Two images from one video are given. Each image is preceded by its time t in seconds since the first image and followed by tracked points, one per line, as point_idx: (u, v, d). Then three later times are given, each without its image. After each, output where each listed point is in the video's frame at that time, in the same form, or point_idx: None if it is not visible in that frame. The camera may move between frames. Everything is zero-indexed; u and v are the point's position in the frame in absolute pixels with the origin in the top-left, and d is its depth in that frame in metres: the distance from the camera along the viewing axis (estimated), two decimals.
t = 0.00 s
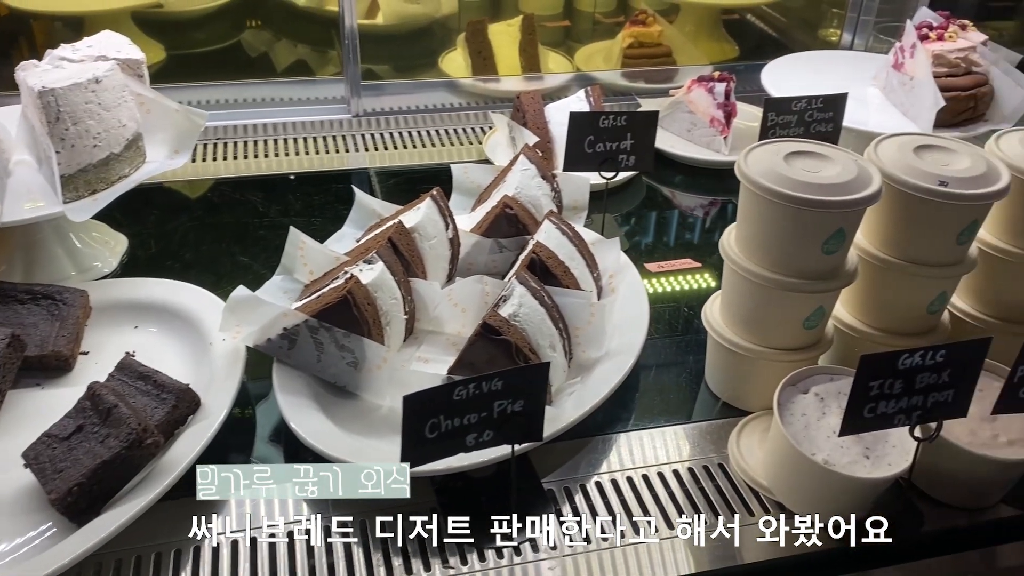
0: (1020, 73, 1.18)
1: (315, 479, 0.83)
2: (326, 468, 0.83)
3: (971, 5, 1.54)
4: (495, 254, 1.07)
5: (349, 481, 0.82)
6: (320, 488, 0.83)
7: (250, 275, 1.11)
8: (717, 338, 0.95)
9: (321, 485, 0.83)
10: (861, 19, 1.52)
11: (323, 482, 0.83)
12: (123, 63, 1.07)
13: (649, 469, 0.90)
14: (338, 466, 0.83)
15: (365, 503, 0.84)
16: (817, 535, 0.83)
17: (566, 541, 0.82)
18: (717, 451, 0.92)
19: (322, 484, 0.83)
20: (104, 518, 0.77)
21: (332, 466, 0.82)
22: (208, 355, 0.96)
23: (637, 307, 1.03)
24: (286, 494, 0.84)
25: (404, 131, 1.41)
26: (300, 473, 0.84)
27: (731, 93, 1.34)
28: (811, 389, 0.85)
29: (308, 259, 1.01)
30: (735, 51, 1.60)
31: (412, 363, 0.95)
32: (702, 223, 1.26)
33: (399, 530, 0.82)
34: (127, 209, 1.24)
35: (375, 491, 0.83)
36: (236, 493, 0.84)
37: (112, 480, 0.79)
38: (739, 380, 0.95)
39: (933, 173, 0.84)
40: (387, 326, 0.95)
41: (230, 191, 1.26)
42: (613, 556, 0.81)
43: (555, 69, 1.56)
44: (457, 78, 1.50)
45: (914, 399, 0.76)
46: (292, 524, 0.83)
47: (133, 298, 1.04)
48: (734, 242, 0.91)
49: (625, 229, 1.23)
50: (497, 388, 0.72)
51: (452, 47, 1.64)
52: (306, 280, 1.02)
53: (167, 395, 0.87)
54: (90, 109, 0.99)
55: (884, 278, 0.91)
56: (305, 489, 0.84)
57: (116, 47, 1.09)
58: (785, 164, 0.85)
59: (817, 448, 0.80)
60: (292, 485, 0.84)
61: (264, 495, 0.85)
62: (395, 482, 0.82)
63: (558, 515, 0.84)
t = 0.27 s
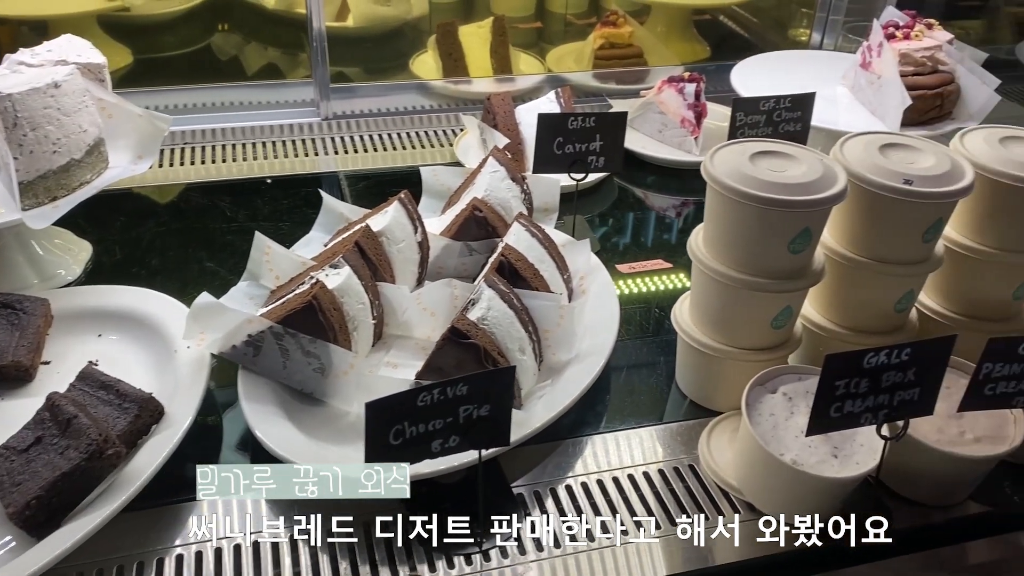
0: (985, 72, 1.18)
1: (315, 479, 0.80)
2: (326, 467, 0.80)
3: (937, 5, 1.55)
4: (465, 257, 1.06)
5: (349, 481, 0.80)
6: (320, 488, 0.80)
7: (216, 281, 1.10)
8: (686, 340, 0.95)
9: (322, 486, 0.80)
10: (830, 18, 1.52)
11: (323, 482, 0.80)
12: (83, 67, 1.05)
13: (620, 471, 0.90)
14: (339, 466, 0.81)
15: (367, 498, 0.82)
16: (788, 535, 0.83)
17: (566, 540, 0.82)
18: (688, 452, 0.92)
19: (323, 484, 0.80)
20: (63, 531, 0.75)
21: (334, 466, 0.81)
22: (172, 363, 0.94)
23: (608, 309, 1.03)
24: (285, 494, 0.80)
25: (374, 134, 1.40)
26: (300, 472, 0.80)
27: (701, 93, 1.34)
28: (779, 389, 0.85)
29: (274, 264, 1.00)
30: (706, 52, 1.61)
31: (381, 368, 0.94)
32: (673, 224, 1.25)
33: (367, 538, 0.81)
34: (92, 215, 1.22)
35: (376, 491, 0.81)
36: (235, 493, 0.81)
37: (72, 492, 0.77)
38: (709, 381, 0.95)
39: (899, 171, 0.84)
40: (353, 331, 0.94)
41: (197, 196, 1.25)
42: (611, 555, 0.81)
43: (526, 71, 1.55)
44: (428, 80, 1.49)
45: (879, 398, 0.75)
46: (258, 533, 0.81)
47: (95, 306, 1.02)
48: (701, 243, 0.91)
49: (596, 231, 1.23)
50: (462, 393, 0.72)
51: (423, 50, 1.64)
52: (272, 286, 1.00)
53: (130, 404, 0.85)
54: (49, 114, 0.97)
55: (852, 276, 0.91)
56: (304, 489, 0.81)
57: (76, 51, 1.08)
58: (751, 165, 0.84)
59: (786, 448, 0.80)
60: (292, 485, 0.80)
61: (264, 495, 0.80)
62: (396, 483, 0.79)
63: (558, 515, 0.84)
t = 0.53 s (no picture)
0: (949, 71, 1.20)
1: (315, 479, 0.80)
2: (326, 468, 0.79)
3: (904, 5, 1.56)
4: (434, 261, 1.05)
5: (348, 482, 0.78)
6: (320, 489, 0.80)
7: (181, 288, 1.08)
8: (654, 341, 0.95)
9: (321, 485, 0.79)
10: (798, 18, 1.53)
11: (323, 482, 0.79)
12: (41, 71, 1.04)
13: (588, 474, 0.89)
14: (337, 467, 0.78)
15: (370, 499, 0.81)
16: (755, 536, 0.83)
17: (562, 540, 0.82)
18: (656, 454, 0.92)
19: (322, 484, 0.79)
20: (18, 546, 0.73)
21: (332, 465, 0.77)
22: (134, 371, 0.93)
23: (577, 311, 1.02)
24: (285, 495, 0.79)
25: (343, 137, 1.38)
26: (300, 472, 0.80)
27: (670, 94, 1.35)
28: (745, 390, 0.85)
29: (238, 270, 0.99)
30: (677, 53, 1.61)
31: (347, 374, 0.94)
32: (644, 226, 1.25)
33: (332, 546, 0.80)
34: (55, 222, 1.20)
35: (375, 491, 0.78)
36: (236, 494, 0.80)
37: (29, 505, 0.75)
38: (677, 382, 0.95)
39: (862, 171, 0.84)
40: (318, 337, 0.93)
41: (163, 202, 1.23)
42: (608, 554, 0.81)
43: (497, 73, 1.54)
44: (398, 83, 1.48)
45: (843, 397, 0.75)
46: (222, 544, 0.80)
47: (56, 315, 1.00)
48: (667, 244, 0.91)
49: (566, 233, 1.22)
50: (425, 399, 0.71)
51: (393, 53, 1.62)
52: (237, 292, 0.99)
53: (89, 415, 0.84)
54: (5, 120, 0.96)
55: (817, 276, 0.91)
56: (305, 489, 0.80)
57: (35, 56, 1.07)
58: (714, 166, 0.84)
59: (752, 448, 0.80)
60: (291, 486, 0.80)
61: (264, 495, 0.79)
62: (395, 483, 0.77)
63: (559, 515, 0.85)
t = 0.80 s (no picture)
0: (914, 71, 1.20)
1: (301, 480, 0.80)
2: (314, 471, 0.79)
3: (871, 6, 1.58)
4: (401, 266, 1.04)
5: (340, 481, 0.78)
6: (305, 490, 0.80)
7: (144, 297, 1.07)
8: (621, 345, 0.94)
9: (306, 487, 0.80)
10: (766, 20, 1.54)
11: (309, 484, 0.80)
12: None
13: (555, 480, 0.89)
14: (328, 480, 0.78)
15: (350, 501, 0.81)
16: (721, 539, 0.83)
17: (531, 546, 0.81)
18: (623, 458, 0.92)
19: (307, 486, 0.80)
20: None
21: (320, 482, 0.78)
22: (94, 382, 0.91)
23: (545, 315, 1.01)
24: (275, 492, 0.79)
25: (312, 141, 1.37)
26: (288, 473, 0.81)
27: (639, 97, 1.35)
28: (710, 392, 0.85)
29: (201, 278, 0.98)
30: (646, 55, 1.62)
31: (311, 383, 0.93)
32: (614, 228, 1.25)
33: (295, 557, 0.79)
34: (17, 230, 1.18)
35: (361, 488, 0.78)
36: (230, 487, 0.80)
37: None
38: (645, 386, 0.94)
39: (823, 172, 0.84)
40: (281, 345, 0.92)
41: (128, 209, 1.22)
42: (580, 558, 0.81)
43: (467, 76, 1.54)
44: (367, 86, 1.47)
45: (805, 399, 0.75)
46: (184, 556, 0.79)
47: (15, 325, 0.98)
48: (632, 248, 0.91)
49: (535, 237, 1.22)
50: (384, 408, 0.70)
51: (361, 58, 1.60)
52: (200, 300, 0.98)
53: (47, 428, 0.82)
54: None
55: (782, 278, 0.91)
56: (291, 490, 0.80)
57: None
58: (678, 169, 0.84)
59: (716, 451, 0.80)
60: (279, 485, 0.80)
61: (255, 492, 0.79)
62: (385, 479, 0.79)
63: (525, 522, 0.84)
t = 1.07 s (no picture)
0: (879, 72, 1.20)
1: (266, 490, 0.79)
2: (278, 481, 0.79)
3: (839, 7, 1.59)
4: (368, 271, 1.02)
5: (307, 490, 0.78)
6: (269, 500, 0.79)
7: (108, 305, 1.05)
8: (589, 349, 0.94)
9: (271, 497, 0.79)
10: (735, 22, 1.56)
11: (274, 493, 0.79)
12: None
13: (522, 485, 0.88)
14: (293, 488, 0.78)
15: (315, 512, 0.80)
16: (689, 542, 0.83)
17: (499, 553, 0.81)
18: (592, 462, 0.91)
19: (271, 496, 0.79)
20: None
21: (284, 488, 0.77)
22: (55, 394, 0.89)
23: (514, 319, 1.00)
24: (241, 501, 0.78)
25: (280, 147, 1.36)
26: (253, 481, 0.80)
27: (608, 100, 1.36)
28: (676, 395, 0.85)
29: (164, 287, 0.96)
30: (618, 57, 1.62)
31: (276, 392, 0.92)
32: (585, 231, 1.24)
33: (259, 568, 0.78)
34: None
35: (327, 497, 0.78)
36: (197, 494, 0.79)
37: None
38: (613, 389, 0.94)
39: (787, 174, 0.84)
40: (245, 354, 0.91)
41: (93, 216, 1.20)
42: (549, 563, 0.80)
43: (437, 79, 1.53)
44: (337, 91, 1.46)
45: (768, 401, 0.75)
46: (147, 570, 0.77)
47: None
48: (598, 252, 0.90)
49: (504, 241, 1.20)
50: (345, 417, 0.69)
51: (331, 62, 1.59)
52: (164, 308, 0.97)
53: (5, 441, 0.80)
54: None
55: (747, 280, 0.90)
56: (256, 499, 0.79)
57: None
58: (641, 172, 0.85)
59: (682, 454, 0.80)
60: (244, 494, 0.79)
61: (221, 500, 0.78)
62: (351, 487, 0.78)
63: (493, 528, 0.83)
